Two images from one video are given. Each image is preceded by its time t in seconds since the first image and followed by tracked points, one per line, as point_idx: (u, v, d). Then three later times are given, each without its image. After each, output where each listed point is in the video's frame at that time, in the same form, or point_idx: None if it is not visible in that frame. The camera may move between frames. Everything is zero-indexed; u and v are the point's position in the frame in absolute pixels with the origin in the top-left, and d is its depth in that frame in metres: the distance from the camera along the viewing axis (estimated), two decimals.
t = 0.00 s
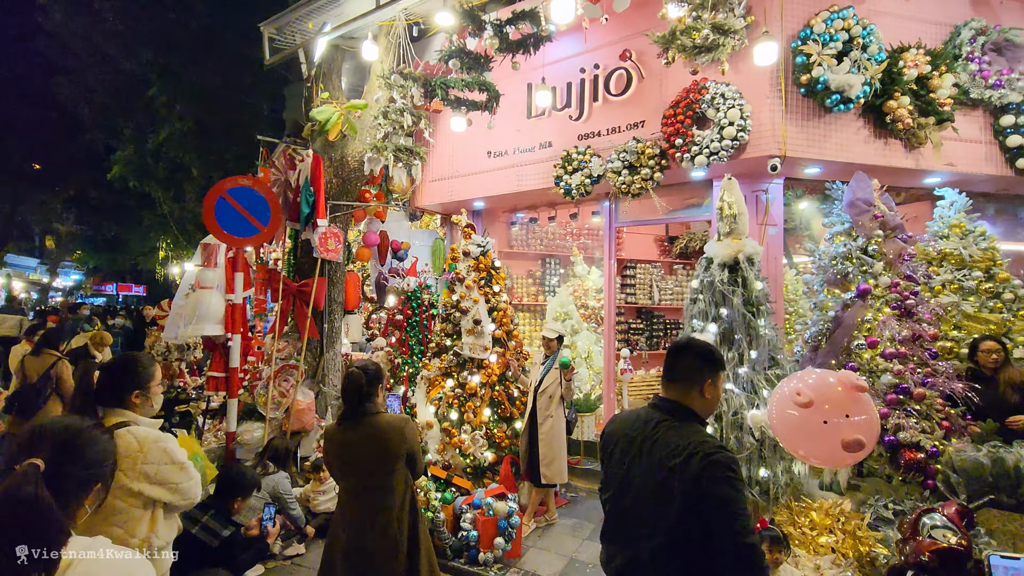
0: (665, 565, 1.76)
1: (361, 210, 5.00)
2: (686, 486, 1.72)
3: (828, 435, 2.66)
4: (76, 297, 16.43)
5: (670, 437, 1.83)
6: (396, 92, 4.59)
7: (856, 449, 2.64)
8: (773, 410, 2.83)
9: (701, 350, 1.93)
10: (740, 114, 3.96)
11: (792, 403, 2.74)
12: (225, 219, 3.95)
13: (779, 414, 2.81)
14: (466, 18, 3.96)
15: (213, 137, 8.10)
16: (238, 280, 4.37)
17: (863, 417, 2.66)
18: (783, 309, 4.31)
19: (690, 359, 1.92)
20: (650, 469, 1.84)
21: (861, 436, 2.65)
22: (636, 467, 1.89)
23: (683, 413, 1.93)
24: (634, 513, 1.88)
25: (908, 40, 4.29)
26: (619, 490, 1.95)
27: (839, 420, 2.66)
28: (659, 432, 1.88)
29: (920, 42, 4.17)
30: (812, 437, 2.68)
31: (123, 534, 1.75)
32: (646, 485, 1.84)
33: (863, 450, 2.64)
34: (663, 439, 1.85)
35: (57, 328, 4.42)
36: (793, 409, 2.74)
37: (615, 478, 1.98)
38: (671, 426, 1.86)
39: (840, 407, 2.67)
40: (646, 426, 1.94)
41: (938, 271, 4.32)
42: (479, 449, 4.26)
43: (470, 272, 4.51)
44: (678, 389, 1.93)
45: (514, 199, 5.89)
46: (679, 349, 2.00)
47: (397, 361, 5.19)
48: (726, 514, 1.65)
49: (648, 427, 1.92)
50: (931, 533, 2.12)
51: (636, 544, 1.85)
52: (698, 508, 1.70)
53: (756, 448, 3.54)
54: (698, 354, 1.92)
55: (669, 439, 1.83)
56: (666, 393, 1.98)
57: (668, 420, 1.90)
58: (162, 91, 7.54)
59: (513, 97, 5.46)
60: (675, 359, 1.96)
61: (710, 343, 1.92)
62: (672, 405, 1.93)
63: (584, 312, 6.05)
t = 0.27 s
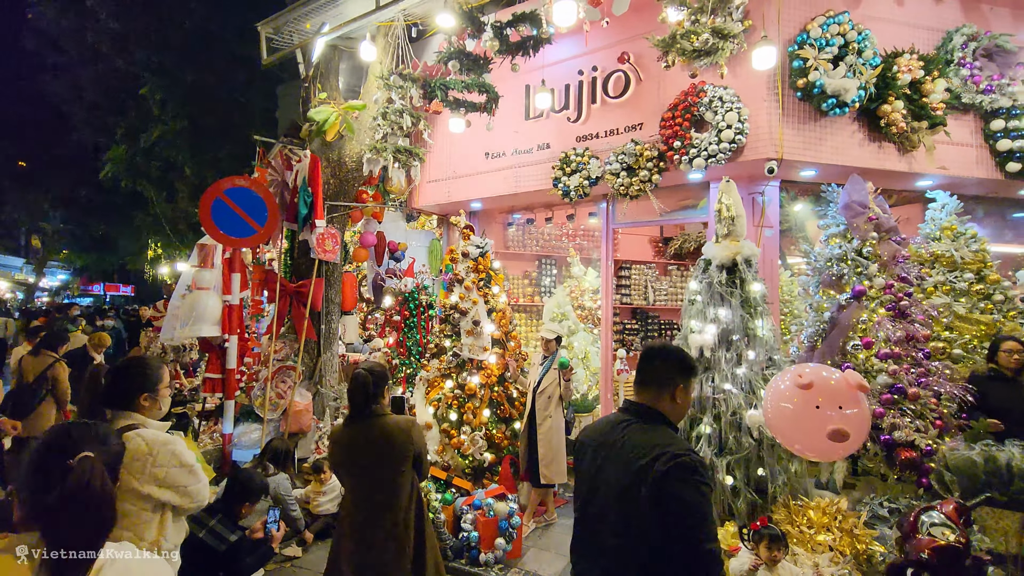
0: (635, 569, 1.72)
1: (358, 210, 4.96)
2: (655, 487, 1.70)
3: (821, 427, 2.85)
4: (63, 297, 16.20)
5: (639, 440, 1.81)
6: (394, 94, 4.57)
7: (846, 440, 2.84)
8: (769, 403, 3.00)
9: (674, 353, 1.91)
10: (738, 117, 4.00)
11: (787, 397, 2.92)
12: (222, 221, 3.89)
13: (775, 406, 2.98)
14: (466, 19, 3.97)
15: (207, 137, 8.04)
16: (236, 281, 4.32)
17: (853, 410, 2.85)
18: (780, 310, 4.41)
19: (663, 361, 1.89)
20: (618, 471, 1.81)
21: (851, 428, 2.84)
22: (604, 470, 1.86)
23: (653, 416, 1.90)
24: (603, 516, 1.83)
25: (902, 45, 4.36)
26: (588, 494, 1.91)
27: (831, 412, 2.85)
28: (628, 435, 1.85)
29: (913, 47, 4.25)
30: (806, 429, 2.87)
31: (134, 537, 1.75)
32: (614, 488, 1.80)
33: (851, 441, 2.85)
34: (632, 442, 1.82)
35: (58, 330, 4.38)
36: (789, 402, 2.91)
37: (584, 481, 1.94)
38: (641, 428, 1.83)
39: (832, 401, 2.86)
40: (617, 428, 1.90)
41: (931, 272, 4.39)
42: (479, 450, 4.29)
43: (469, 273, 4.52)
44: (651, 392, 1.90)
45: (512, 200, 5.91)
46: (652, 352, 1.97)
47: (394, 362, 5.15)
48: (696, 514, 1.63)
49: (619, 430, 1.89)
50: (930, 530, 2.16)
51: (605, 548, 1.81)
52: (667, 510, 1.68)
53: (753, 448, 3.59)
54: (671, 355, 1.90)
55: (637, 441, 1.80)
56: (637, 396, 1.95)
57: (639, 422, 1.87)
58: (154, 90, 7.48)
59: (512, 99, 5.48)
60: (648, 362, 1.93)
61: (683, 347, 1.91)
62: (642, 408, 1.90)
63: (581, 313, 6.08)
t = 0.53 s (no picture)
0: (609, 567, 1.65)
1: (355, 212, 4.82)
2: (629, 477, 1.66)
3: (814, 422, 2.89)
4: (49, 297, 15.96)
5: (615, 434, 1.76)
6: (393, 94, 4.66)
7: (837, 433, 2.90)
8: (763, 399, 3.04)
9: (652, 347, 1.88)
10: (735, 120, 4.05)
11: (781, 392, 2.95)
12: (222, 223, 3.80)
13: (769, 402, 3.02)
14: (466, 20, 3.98)
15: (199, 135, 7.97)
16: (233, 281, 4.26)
17: (846, 404, 2.90)
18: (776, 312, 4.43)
19: (641, 354, 1.86)
20: (595, 466, 1.76)
21: (843, 421, 2.90)
22: (581, 465, 1.81)
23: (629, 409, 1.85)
24: (580, 514, 1.78)
25: (896, 50, 4.44)
26: (566, 494, 1.85)
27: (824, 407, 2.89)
28: (605, 428, 1.80)
29: (906, 52, 4.32)
30: (800, 424, 2.92)
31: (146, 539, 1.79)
32: (590, 483, 1.75)
33: (843, 432, 2.91)
34: (609, 438, 1.76)
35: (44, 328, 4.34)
36: (783, 398, 2.95)
37: (563, 478, 1.89)
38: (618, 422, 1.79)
39: (819, 392, 2.91)
40: (595, 423, 1.86)
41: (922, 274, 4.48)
42: (477, 450, 4.33)
43: (468, 274, 4.52)
44: (628, 385, 1.86)
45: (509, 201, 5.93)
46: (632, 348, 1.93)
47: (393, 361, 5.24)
48: (673, 506, 1.57)
49: (597, 424, 1.84)
50: (927, 527, 2.20)
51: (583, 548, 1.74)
52: (644, 503, 1.63)
53: (751, 447, 3.63)
54: (650, 349, 1.87)
55: (614, 434, 1.76)
56: (616, 392, 1.91)
57: (616, 416, 1.82)
58: (147, 88, 7.41)
59: (510, 100, 5.50)
60: (626, 355, 1.90)
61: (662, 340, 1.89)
62: (620, 402, 1.86)
63: (578, 313, 6.10)
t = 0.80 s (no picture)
0: None
1: (351, 211, 4.74)
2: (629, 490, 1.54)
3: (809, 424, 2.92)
4: (37, 296, 15.75)
5: (613, 443, 1.63)
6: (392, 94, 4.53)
7: (831, 436, 2.93)
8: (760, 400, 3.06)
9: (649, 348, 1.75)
10: (733, 121, 4.07)
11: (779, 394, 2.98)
12: (218, 223, 3.72)
13: (766, 403, 3.04)
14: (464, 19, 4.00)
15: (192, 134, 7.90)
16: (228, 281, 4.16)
17: (840, 408, 2.93)
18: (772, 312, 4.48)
19: (638, 355, 1.72)
20: (592, 476, 1.64)
21: (837, 425, 2.93)
22: (577, 475, 1.69)
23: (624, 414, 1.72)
24: (577, 526, 1.66)
25: (890, 53, 4.50)
26: (563, 504, 1.73)
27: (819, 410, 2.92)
28: (602, 436, 1.68)
29: (900, 55, 4.38)
30: (795, 426, 2.94)
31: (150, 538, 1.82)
32: (587, 494, 1.64)
33: (836, 436, 2.94)
34: (604, 446, 1.64)
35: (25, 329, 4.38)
36: (780, 400, 2.98)
37: (559, 487, 1.77)
38: (616, 429, 1.66)
39: (801, 394, 2.95)
40: (590, 429, 1.74)
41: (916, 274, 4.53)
42: (476, 450, 4.32)
43: (466, 274, 4.52)
44: (625, 390, 1.72)
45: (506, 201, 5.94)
46: (628, 347, 1.79)
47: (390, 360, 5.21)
48: (676, 526, 1.45)
49: (593, 431, 1.72)
50: (926, 523, 2.23)
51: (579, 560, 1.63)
52: (645, 519, 1.51)
53: (749, 445, 3.66)
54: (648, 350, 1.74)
55: (612, 443, 1.63)
56: (611, 396, 1.77)
57: (609, 423, 1.70)
58: (139, 86, 7.34)
59: (507, 99, 5.51)
60: (623, 356, 1.76)
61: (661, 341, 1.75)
62: (614, 406, 1.73)
63: (575, 312, 6.11)
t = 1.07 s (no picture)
0: None
1: (347, 210, 4.75)
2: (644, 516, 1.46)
3: (808, 429, 2.86)
4: (22, 296, 15.47)
5: (624, 460, 1.54)
6: (388, 91, 4.49)
7: (830, 440, 2.87)
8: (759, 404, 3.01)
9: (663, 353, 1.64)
10: (731, 120, 4.08)
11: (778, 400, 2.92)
12: (210, 222, 3.61)
13: (765, 407, 2.99)
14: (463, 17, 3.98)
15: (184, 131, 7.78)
16: (223, 280, 4.03)
17: (839, 412, 2.86)
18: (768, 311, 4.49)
19: (652, 361, 1.62)
20: (601, 493, 1.55)
21: (836, 429, 2.86)
22: (582, 489, 1.60)
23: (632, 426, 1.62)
24: (577, 543, 1.59)
25: (886, 53, 4.53)
26: (563, 517, 1.65)
27: (817, 415, 2.85)
28: (611, 452, 1.58)
29: (896, 56, 4.41)
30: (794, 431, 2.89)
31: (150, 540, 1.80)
32: (592, 511, 1.56)
33: (836, 440, 2.87)
34: (615, 464, 1.54)
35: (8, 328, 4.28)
36: (778, 404, 2.92)
37: (559, 496, 1.68)
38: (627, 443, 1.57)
39: (793, 403, 2.89)
40: (597, 440, 1.64)
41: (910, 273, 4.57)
42: (474, 450, 4.29)
43: (463, 273, 4.49)
44: (636, 399, 1.61)
45: (502, 200, 5.93)
46: (647, 351, 1.68)
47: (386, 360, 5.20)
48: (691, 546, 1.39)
49: (600, 441, 1.63)
50: (929, 522, 2.24)
51: None
52: (658, 547, 1.44)
53: (748, 443, 3.67)
54: (662, 355, 1.64)
55: (625, 462, 1.54)
56: (620, 403, 1.66)
57: (624, 439, 1.58)
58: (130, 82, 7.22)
59: (504, 98, 5.49)
60: (636, 361, 1.65)
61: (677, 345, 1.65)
62: (626, 420, 1.61)
63: (571, 312, 6.09)
